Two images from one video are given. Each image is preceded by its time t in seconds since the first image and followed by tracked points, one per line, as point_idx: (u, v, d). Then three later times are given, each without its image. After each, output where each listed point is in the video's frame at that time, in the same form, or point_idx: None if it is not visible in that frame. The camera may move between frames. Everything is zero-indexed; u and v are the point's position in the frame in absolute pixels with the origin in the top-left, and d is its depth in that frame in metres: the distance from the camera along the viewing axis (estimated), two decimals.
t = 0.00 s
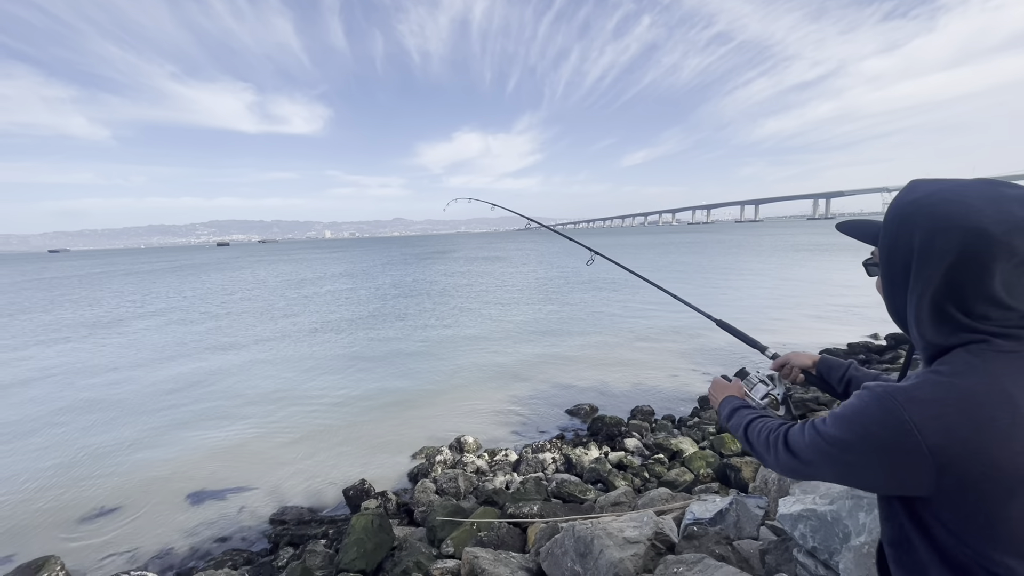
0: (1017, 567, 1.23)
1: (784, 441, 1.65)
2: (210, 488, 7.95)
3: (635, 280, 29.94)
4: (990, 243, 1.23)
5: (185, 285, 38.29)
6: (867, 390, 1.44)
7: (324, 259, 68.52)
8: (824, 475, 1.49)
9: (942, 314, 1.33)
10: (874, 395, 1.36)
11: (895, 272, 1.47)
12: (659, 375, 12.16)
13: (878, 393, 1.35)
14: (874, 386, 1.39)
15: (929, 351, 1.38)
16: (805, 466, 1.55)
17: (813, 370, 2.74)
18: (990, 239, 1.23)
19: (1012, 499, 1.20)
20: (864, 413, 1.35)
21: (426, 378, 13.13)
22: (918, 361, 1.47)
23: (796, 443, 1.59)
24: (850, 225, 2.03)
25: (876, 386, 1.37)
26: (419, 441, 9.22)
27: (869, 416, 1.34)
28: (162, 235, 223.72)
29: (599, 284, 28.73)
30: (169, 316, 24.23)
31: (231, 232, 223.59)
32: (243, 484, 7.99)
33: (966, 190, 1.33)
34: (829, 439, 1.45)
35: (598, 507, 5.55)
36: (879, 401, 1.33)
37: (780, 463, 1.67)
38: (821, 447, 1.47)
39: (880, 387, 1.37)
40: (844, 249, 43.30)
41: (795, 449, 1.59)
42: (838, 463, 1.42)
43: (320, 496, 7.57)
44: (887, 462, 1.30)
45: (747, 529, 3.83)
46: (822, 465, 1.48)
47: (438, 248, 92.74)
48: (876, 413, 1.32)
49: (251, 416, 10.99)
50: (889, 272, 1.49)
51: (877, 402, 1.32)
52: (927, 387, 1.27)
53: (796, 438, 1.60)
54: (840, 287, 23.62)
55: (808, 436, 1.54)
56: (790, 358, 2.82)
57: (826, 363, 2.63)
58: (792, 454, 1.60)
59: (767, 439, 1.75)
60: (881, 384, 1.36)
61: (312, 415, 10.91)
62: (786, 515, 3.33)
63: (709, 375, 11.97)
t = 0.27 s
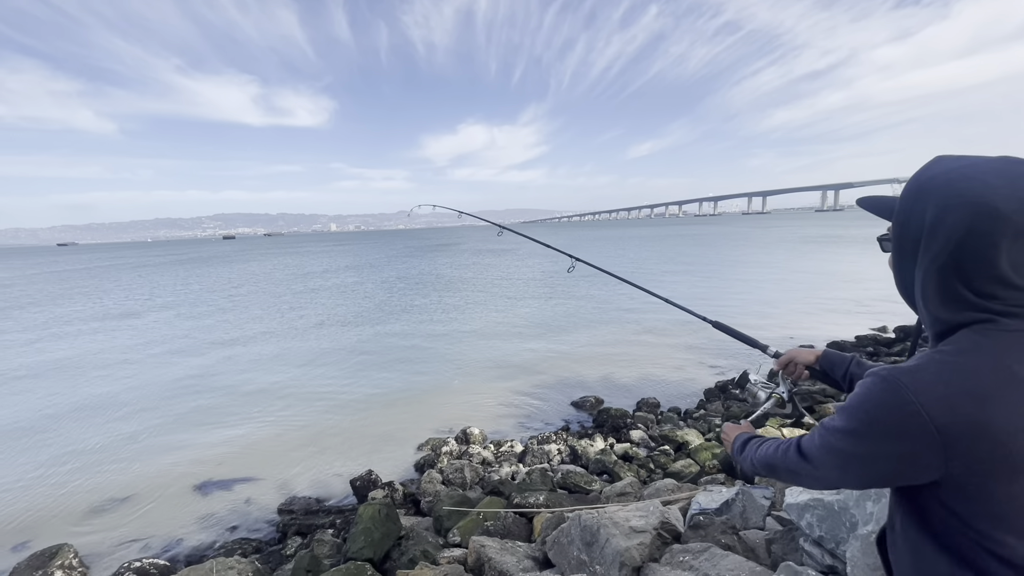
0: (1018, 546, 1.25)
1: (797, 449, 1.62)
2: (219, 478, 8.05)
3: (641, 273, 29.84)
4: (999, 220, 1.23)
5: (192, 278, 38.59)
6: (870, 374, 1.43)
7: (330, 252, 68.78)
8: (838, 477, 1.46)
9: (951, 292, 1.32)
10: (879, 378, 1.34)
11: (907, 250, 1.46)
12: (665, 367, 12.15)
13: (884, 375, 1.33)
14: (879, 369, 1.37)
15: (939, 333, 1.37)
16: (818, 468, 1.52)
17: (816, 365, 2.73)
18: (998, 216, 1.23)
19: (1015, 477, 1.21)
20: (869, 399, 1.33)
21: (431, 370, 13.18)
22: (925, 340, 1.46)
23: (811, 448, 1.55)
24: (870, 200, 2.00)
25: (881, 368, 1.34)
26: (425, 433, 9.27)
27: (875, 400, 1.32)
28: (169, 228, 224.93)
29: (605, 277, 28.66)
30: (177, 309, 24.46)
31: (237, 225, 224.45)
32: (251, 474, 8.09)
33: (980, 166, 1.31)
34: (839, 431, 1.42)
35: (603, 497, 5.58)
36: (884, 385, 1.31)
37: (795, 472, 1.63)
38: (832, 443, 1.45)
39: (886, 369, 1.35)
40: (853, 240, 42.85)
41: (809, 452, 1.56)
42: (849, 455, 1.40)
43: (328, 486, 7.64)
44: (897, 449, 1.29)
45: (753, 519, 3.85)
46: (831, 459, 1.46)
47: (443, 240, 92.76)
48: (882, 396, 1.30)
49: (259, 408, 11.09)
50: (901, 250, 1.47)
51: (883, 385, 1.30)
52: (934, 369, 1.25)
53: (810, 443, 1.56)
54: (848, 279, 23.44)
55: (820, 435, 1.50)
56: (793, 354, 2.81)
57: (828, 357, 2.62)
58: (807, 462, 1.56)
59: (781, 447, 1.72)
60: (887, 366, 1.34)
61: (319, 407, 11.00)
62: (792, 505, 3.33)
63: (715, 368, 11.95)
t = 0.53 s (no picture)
0: None
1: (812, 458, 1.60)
2: (228, 468, 8.15)
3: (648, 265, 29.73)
4: (1004, 201, 1.22)
5: (201, 270, 38.91)
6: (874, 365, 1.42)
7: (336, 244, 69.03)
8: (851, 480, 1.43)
9: (955, 277, 1.32)
10: (883, 368, 1.33)
11: (915, 232, 1.45)
12: (671, 359, 12.14)
13: (888, 365, 1.32)
14: (882, 360, 1.37)
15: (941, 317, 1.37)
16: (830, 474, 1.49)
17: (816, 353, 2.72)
18: (1008, 199, 1.22)
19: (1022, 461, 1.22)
20: (878, 391, 1.32)
21: (437, 361, 13.25)
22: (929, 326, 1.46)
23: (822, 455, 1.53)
24: (880, 183, 1.98)
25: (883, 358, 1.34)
26: (431, 424, 9.34)
27: (883, 392, 1.31)
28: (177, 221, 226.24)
29: (611, 269, 28.58)
30: (186, 301, 24.66)
31: (243, 217, 225.11)
32: (260, 464, 8.19)
33: (984, 149, 1.31)
34: (846, 429, 1.41)
35: (609, 487, 5.61)
36: (891, 375, 1.30)
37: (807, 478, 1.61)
38: (841, 443, 1.43)
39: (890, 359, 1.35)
40: (862, 232, 42.40)
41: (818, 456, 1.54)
42: (857, 454, 1.38)
43: (335, 476, 7.72)
44: (906, 440, 1.28)
45: (759, 509, 3.86)
46: (840, 456, 1.44)
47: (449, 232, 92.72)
48: (889, 388, 1.30)
49: (266, 398, 11.18)
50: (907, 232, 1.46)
51: (889, 377, 1.29)
52: (940, 358, 1.25)
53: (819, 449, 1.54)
54: (857, 271, 23.24)
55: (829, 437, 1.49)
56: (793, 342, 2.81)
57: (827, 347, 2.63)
58: (817, 468, 1.54)
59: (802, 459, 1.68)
60: (890, 355, 1.33)
61: (326, 398, 11.08)
62: (798, 494, 3.33)
63: (721, 360, 11.92)
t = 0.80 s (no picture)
0: (1017, 508, 1.24)
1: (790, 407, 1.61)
2: (236, 458, 8.23)
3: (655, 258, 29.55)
4: None
5: (209, 262, 39.16)
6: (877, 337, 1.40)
7: (343, 236, 69.21)
8: (835, 436, 1.43)
9: (969, 257, 1.29)
10: (886, 339, 1.31)
11: (930, 213, 1.41)
12: (678, 353, 12.10)
13: (893, 337, 1.30)
14: (887, 332, 1.34)
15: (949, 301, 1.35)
16: (815, 427, 1.49)
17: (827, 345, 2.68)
18: None
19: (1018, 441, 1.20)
20: (878, 359, 1.30)
21: (444, 354, 13.29)
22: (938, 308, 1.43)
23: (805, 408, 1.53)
24: (895, 165, 1.95)
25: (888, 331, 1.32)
26: (437, 416, 9.39)
27: (883, 360, 1.29)
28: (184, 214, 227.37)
29: (618, 262, 28.45)
30: (194, 293, 24.85)
31: (250, 210, 225.84)
32: (268, 455, 8.27)
33: (1010, 129, 1.27)
34: (838, 391, 1.41)
35: (615, 479, 5.61)
36: (892, 345, 1.28)
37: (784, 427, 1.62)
38: (831, 404, 1.42)
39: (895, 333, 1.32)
40: (873, 225, 41.86)
41: (803, 412, 1.54)
42: (848, 416, 1.38)
43: (342, 467, 7.78)
44: (897, 409, 1.27)
45: (765, 501, 3.85)
46: (829, 418, 1.43)
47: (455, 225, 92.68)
48: (889, 357, 1.28)
49: (274, 390, 11.27)
50: (921, 213, 1.42)
51: (891, 347, 1.28)
52: (944, 331, 1.23)
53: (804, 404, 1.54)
54: (867, 264, 22.98)
55: (818, 396, 1.48)
56: (805, 333, 2.76)
57: (840, 336, 2.57)
58: (799, 420, 1.55)
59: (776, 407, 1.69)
60: (895, 328, 1.31)
61: (333, 389, 11.16)
62: (805, 487, 3.32)
63: (728, 354, 11.87)
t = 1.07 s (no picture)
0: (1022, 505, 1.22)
1: (810, 432, 1.60)
2: (244, 450, 8.32)
3: (661, 251, 29.42)
4: (1020, 176, 1.17)
5: (217, 255, 39.44)
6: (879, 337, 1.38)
7: (351, 230, 69.44)
8: (848, 451, 1.42)
9: (963, 255, 1.27)
10: (885, 341, 1.30)
11: (922, 212, 1.39)
12: (683, 347, 12.08)
13: (891, 338, 1.29)
14: (886, 333, 1.33)
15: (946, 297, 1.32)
16: (828, 446, 1.48)
17: (843, 331, 2.62)
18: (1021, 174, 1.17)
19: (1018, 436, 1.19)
20: (880, 362, 1.28)
21: (450, 346, 13.33)
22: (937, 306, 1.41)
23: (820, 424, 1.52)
24: (884, 162, 1.92)
25: (886, 332, 1.30)
26: (443, 408, 9.44)
27: (883, 363, 1.28)
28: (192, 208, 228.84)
29: (623, 256, 28.35)
30: (203, 285, 25.05)
31: (256, 204, 226.41)
32: (275, 446, 8.35)
33: (997, 125, 1.26)
34: (845, 399, 1.40)
35: (620, 472, 5.62)
36: (891, 348, 1.27)
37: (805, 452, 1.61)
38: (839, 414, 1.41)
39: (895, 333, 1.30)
40: (882, 218, 41.50)
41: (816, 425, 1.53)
42: (856, 424, 1.36)
43: (349, 459, 7.84)
44: (902, 412, 1.26)
45: (771, 496, 3.85)
46: (839, 426, 1.42)
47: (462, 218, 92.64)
48: (890, 360, 1.26)
49: (282, 382, 11.36)
50: (915, 212, 1.40)
51: (889, 349, 1.26)
52: (943, 331, 1.21)
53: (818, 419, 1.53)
54: (875, 258, 22.81)
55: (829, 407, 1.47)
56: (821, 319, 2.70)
57: (858, 324, 2.51)
58: (816, 441, 1.54)
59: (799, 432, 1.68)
60: (893, 327, 1.29)
61: (339, 382, 11.23)
62: (812, 482, 3.30)
63: (734, 348, 11.84)
